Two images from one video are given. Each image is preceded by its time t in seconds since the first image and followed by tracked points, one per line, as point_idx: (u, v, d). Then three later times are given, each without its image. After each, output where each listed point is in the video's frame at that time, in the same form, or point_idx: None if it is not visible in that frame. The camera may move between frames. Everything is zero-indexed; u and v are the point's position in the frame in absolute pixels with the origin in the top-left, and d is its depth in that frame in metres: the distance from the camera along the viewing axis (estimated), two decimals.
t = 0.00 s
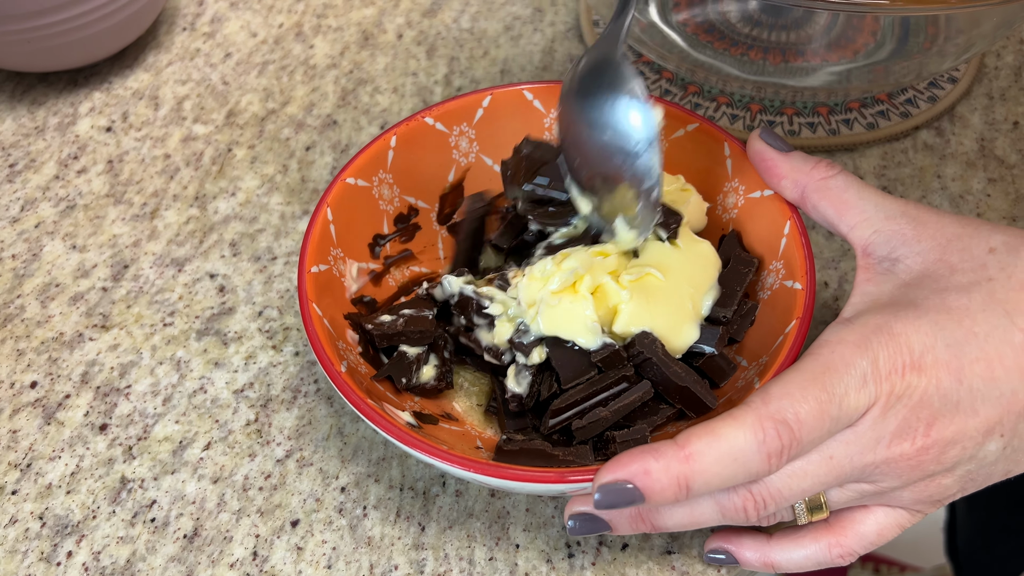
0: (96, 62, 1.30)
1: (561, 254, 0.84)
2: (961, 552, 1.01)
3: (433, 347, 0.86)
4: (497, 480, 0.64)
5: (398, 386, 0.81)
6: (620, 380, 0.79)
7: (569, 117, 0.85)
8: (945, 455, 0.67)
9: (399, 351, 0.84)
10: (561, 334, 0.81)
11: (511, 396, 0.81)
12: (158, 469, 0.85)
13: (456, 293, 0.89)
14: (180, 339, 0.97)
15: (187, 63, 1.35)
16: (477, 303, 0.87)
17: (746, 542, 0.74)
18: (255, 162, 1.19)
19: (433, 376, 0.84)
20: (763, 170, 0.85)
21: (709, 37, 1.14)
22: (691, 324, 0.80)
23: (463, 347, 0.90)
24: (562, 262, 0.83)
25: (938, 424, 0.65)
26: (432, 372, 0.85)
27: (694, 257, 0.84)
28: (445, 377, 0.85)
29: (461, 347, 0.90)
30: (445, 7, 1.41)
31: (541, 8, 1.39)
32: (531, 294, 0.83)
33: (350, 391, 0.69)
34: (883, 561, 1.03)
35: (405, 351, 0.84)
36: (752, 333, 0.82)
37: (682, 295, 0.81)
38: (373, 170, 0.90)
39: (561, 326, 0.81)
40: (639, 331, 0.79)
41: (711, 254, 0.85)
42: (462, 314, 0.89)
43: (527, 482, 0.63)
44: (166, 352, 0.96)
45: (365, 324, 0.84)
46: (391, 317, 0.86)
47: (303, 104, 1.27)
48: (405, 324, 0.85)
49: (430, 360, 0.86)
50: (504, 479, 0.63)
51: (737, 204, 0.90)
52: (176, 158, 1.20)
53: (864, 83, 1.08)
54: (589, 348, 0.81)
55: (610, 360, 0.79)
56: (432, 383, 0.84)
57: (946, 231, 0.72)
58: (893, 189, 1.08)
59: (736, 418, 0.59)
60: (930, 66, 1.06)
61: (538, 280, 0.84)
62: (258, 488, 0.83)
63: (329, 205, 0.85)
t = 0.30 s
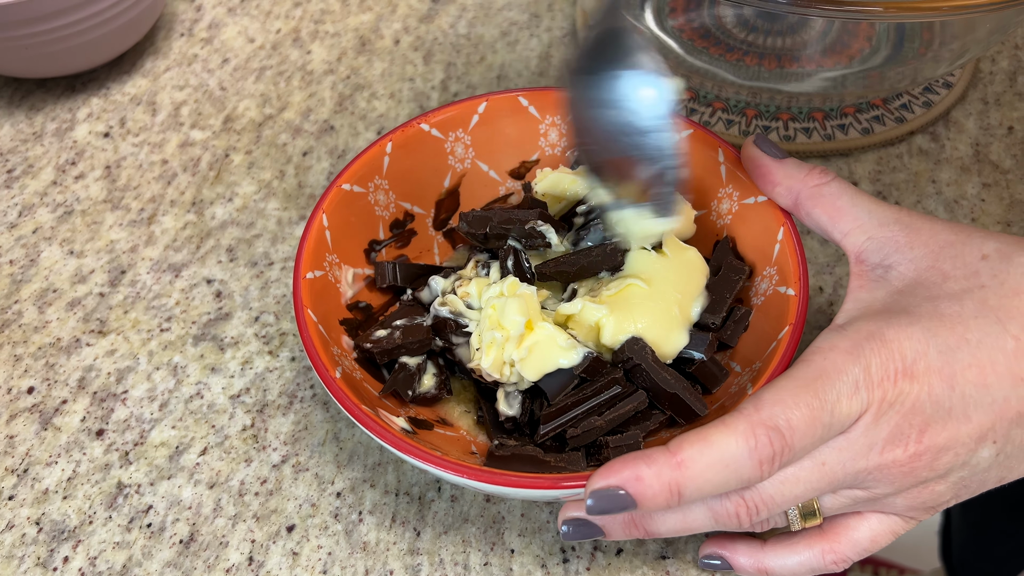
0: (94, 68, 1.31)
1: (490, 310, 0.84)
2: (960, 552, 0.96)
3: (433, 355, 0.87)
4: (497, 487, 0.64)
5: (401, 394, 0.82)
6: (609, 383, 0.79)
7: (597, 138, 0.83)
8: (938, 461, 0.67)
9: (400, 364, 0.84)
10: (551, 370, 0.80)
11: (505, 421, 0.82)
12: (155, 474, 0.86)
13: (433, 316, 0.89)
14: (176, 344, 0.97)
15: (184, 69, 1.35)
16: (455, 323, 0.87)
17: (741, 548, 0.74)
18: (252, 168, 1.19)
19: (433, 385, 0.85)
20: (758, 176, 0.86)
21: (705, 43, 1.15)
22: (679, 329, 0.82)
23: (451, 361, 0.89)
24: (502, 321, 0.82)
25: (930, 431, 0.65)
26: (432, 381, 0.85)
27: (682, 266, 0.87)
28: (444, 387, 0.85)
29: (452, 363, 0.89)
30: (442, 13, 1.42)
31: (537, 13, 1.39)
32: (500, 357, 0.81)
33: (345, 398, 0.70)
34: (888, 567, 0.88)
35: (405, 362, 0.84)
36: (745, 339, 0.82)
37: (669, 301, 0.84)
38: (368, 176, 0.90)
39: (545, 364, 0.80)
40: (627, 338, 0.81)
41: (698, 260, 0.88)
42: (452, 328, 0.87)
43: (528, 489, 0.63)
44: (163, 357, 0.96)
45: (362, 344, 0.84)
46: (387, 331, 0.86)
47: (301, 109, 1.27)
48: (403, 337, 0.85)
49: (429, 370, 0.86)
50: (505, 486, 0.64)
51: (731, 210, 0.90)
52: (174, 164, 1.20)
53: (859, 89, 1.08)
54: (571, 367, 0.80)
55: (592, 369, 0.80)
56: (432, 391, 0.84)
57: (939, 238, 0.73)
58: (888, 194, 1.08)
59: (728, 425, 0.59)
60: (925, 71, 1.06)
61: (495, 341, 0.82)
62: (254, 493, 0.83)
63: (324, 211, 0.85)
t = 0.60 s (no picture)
0: (94, 65, 1.31)
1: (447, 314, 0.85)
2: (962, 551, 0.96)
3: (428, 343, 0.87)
4: (497, 482, 0.64)
5: (399, 387, 0.81)
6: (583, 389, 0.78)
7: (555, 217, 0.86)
8: (941, 459, 0.67)
9: (398, 355, 0.84)
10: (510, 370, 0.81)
11: (481, 421, 0.82)
12: (154, 471, 0.85)
13: (422, 303, 0.89)
14: (176, 341, 0.97)
15: (185, 66, 1.35)
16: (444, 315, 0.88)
17: (743, 546, 0.74)
18: (253, 165, 1.19)
19: (428, 374, 0.85)
20: (760, 173, 0.85)
21: (706, 40, 1.14)
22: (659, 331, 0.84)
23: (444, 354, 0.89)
24: (452, 327, 0.83)
25: (934, 428, 0.65)
26: (427, 369, 0.85)
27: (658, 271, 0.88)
28: (438, 378, 0.85)
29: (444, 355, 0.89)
30: (443, 10, 1.42)
31: (538, 11, 1.39)
32: (457, 361, 0.82)
33: (344, 393, 0.70)
34: (889, 567, 0.88)
35: (401, 353, 0.84)
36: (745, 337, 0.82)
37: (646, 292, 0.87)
38: (369, 171, 0.90)
39: (503, 364, 0.81)
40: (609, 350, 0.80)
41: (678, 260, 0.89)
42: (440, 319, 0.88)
43: (528, 484, 0.63)
44: (163, 354, 0.96)
45: (360, 338, 0.83)
46: (381, 322, 0.85)
47: (301, 107, 1.27)
48: (399, 326, 0.84)
49: (423, 359, 0.86)
50: (505, 481, 0.63)
51: (732, 207, 0.90)
52: (174, 161, 1.20)
53: (861, 86, 1.07)
54: (534, 363, 0.81)
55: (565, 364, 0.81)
56: (425, 382, 0.84)
57: (943, 235, 0.72)
58: (889, 191, 1.08)
59: (730, 422, 0.59)
60: (926, 68, 1.05)
61: (447, 345, 0.82)
62: (253, 490, 0.83)
63: (324, 206, 0.85)
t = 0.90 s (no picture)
0: (95, 60, 1.30)
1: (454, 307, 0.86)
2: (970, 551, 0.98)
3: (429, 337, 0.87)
4: (498, 475, 0.64)
5: (400, 380, 0.81)
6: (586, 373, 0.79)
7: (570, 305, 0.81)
8: (944, 455, 0.66)
9: (400, 349, 0.83)
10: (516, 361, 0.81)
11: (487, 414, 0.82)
12: (155, 465, 0.85)
13: (425, 298, 0.89)
14: (177, 335, 0.97)
15: (185, 62, 1.35)
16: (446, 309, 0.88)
17: (745, 543, 0.73)
18: (254, 160, 1.18)
19: (429, 368, 0.85)
20: (765, 168, 0.85)
21: (708, 36, 1.13)
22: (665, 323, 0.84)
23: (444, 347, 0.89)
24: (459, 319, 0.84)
25: (937, 423, 0.65)
26: (428, 363, 0.85)
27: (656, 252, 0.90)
28: (441, 371, 0.85)
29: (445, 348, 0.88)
30: (444, 6, 1.41)
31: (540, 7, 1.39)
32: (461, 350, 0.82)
33: (345, 385, 0.69)
34: (892, 567, 0.93)
35: (403, 347, 0.84)
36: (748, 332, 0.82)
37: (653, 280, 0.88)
38: (371, 164, 0.89)
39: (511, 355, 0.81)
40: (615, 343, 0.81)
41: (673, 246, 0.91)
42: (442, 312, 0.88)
43: (528, 477, 0.63)
44: (163, 349, 0.96)
45: (361, 331, 0.83)
46: (383, 316, 0.85)
47: (302, 102, 1.26)
48: (400, 320, 0.85)
49: (425, 353, 0.86)
50: (505, 475, 0.63)
51: (735, 201, 0.90)
52: (175, 156, 1.20)
53: (863, 80, 1.08)
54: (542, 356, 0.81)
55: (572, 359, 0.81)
56: (427, 375, 0.84)
57: (947, 229, 0.71)
58: (893, 186, 1.08)
59: (731, 416, 0.58)
60: (929, 64, 1.05)
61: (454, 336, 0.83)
62: (254, 484, 0.82)
63: (326, 199, 0.85)
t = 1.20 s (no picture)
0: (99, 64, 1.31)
1: (458, 299, 0.85)
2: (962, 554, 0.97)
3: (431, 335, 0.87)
4: (492, 474, 0.64)
5: (401, 380, 0.81)
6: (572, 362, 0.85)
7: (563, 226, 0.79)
8: (938, 465, 0.66)
9: (402, 348, 0.83)
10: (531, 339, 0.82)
11: (495, 410, 0.82)
12: (158, 469, 0.85)
13: (427, 296, 0.88)
14: (180, 340, 0.97)
15: (189, 65, 1.35)
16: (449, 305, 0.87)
17: (740, 556, 0.73)
18: (257, 164, 1.19)
19: (430, 368, 0.85)
20: (767, 176, 0.85)
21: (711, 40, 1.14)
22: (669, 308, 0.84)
23: (445, 345, 0.89)
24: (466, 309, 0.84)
25: (930, 434, 0.65)
26: (430, 363, 0.85)
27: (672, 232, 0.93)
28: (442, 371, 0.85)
29: (446, 347, 0.88)
30: (447, 10, 1.42)
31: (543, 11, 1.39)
32: (479, 342, 0.82)
33: (342, 380, 0.70)
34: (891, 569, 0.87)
35: (404, 346, 0.84)
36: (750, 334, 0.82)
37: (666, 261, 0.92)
38: (378, 163, 0.90)
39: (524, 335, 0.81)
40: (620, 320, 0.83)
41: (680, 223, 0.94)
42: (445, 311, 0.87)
43: (522, 477, 0.63)
44: (167, 353, 0.96)
45: (364, 330, 0.83)
46: (385, 316, 0.85)
47: (305, 106, 1.27)
48: (402, 320, 0.84)
49: (426, 352, 0.86)
50: (502, 474, 0.63)
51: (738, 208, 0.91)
52: (178, 160, 1.20)
53: (866, 87, 1.06)
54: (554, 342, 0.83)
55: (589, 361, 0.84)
56: (428, 374, 0.84)
57: (948, 239, 0.71)
58: (894, 192, 1.08)
59: (721, 421, 0.59)
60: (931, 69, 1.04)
61: (470, 325, 0.83)
62: (258, 489, 0.83)
63: (331, 195, 0.85)
